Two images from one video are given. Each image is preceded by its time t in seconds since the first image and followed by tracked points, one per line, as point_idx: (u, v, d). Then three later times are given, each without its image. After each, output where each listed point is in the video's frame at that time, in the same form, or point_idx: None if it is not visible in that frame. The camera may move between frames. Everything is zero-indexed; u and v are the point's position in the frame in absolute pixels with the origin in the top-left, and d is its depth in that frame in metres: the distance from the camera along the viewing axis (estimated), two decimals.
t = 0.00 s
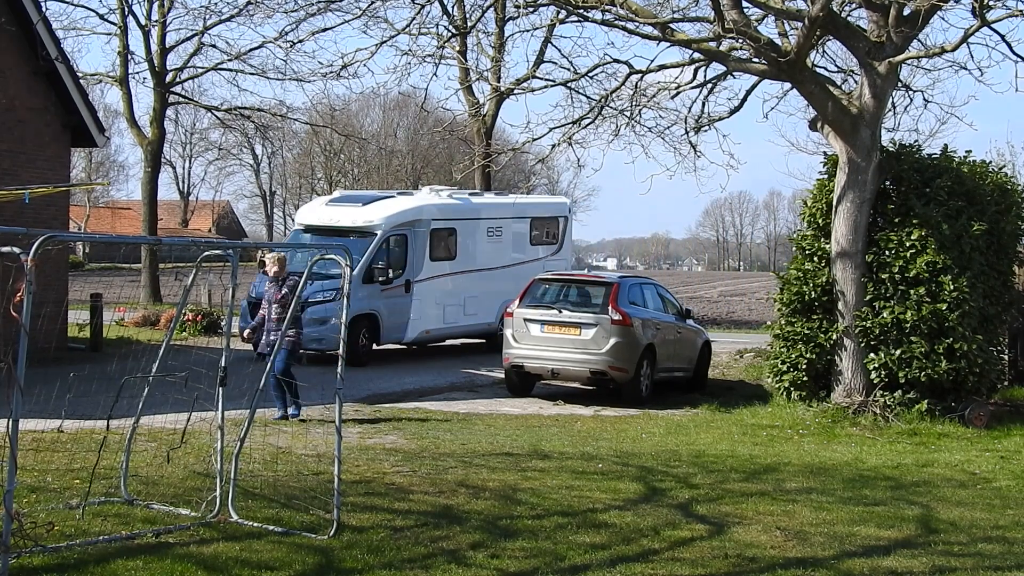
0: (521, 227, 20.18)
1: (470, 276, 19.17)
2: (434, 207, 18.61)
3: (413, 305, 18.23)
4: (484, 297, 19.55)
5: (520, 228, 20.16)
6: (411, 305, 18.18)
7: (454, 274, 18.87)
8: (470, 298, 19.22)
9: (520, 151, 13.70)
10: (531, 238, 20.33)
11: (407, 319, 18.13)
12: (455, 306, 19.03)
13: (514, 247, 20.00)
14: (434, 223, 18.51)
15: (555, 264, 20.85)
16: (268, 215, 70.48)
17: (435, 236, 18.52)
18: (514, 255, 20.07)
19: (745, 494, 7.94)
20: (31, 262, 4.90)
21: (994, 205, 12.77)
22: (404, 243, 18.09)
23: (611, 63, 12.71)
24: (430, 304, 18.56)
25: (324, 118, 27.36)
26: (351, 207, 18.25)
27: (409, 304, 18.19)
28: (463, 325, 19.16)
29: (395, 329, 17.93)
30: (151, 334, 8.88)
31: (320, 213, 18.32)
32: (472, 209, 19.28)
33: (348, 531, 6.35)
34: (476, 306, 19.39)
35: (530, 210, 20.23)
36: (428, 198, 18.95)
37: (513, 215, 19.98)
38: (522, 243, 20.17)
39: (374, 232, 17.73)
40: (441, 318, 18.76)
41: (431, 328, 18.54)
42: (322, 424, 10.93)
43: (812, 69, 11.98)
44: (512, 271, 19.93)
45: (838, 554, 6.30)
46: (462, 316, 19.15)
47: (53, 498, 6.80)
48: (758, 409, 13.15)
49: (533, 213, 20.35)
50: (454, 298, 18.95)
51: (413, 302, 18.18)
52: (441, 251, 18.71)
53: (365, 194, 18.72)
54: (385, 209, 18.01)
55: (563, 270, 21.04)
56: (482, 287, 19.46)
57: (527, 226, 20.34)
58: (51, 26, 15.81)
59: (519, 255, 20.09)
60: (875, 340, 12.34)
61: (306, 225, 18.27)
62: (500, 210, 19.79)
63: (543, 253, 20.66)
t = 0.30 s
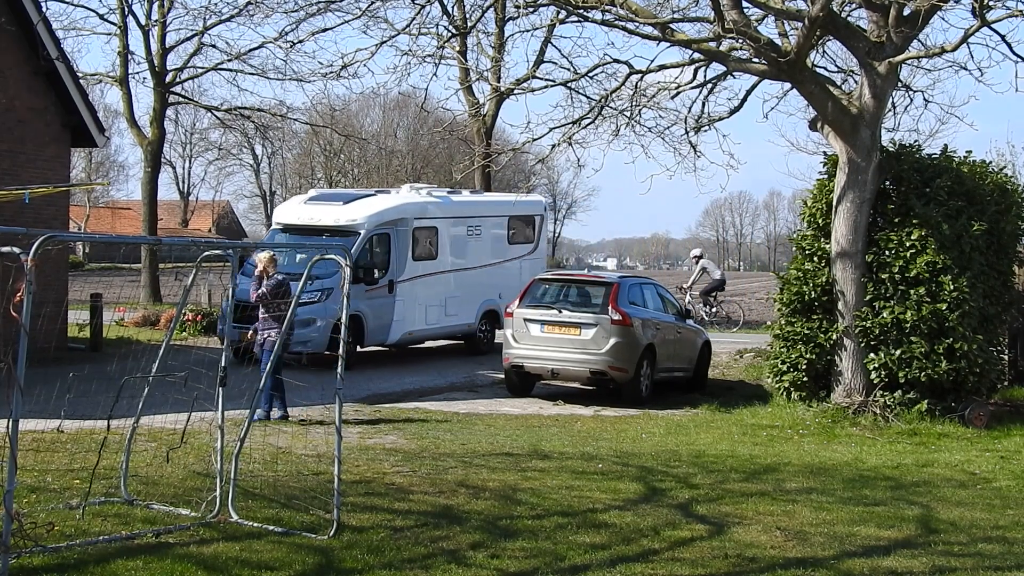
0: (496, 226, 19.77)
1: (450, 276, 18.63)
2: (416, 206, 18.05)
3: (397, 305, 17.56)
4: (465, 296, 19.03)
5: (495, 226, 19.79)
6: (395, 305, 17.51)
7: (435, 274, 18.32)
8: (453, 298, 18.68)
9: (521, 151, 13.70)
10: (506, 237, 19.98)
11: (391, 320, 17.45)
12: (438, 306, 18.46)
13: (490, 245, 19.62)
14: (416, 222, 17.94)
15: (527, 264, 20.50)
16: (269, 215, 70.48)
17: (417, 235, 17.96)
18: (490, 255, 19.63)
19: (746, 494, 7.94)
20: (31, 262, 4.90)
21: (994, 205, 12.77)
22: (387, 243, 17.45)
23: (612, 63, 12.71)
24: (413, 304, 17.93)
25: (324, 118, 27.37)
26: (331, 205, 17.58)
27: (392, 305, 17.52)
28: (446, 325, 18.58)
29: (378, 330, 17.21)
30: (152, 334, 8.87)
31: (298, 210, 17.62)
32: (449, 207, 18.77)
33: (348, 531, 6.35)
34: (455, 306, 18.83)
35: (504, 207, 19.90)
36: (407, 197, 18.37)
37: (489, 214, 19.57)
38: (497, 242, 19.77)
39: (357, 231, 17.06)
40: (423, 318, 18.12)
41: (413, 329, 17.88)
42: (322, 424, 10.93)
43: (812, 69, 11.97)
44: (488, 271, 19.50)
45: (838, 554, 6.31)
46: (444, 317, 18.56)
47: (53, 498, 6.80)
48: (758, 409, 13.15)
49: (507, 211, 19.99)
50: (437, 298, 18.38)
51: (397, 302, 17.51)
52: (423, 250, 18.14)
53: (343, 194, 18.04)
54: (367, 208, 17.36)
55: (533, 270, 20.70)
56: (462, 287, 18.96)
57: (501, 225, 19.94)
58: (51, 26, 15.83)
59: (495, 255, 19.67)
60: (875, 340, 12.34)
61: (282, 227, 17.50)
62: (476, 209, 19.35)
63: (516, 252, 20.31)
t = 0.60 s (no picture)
0: (479, 226, 19.13)
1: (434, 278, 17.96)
2: (403, 204, 17.38)
3: (383, 309, 16.85)
4: (449, 299, 18.38)
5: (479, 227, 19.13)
6: (382, 308, 16.80)
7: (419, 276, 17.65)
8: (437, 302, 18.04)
9: (521, 151, 13.70)
10: (489, 238, 19.35)
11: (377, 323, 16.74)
12: (422, 310, 17.81)
13: (474, 247, 18.98)
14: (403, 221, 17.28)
15: (508, 265, 19.88)
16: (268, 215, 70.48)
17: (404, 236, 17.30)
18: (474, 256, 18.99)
19: (746, 494, 7.94)
20: (31, 262, 4.90)
21: (994, 205, 12.77)
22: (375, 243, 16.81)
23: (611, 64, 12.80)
24: (399, 307, 17.24)
25: (324, 118, 27.38)
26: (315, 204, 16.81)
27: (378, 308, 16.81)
28: (429, 329, 17.92)
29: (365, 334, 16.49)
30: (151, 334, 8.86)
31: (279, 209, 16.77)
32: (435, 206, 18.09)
33: (348, 531, 6.35)
34: (439, 309, 18.17)
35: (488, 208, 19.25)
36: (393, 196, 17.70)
37: (473, 214, 18.92)
38: (480, 243, 19.12)
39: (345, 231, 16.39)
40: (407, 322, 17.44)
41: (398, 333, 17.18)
42: (322, 424, 10.93)
43: (812, 69, 11.97)
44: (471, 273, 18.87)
45: (838, 554, 6.31)
46: (428, 320, 17.90)
47: (54, 498, 6.81)
48: (758, 409, 13.15)
49: (490, 211, 19.37)
50: (422, 301, 17.73)
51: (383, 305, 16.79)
52: (409, 251, 17.47)
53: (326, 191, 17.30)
54: (353, 207, 16.68)
55: (514, 272, 20.10)
56: (447, 290, 18.30)
57: (485, 225, 19.30)
58: (51, 26, 15.83)
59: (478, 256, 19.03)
60: (875, 340, 12.34)
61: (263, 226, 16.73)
62: (461, 208, 18.69)
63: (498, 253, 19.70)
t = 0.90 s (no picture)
0: (462, 225, 18.54)
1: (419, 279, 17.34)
2: (390, 204, 16.77)
3: (370, 311, 16.18)
4: (433, 301, 17.78)
5: (461, 226, 18.52)
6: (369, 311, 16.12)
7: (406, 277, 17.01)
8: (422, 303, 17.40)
9: (521, 151, 13.70)
10: (471, 237, 18.77)
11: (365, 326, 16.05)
12: (407, 311, 17.15)
13: (457, 247, 18.37)
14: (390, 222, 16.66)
15: (488, 265, 19.33)
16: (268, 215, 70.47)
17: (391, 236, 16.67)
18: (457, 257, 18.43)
19: (746, 494, 7.94)
20: (31, 262, 4.90)
21: (994, 205, 12.77)
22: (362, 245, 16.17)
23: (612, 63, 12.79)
24: (386, 309, 16.58)
25: (324, 117, 27.38)
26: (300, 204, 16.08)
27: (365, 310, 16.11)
28: (414, 331, 17.30)
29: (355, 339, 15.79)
30: (152, 334, 8.87)
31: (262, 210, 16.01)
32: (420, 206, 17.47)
33: (349, 531, 6.35)
34: (424, 311, 17.55)
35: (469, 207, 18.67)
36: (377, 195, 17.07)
37: (456, 213, 18.33)
38: (463, 243, 18.54)
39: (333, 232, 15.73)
40: (394, 324, 16.78)
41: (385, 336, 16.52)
42: (322, 424, 10.94)
43: (812, 69, 11.97)
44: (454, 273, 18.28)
45: (838, 554, 6.31)
46: (413, 323, 17.27)
47: (54, 498, 6.80)
48: (758, 409, 13.15)
49: (473, 210, 18.80)
50: (407, 303, 17.08)
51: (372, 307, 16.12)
52: (396, 252, 16.84)
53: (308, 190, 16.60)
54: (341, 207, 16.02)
55: (494, 272, 19.55)
56: (432, 291, 17.67)
57: (467, 224, 18.72)
58: (51, 25, 15.83)
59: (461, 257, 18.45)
60: (875, 340, 12.34)
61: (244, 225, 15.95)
62: (445, 208, 18.09)
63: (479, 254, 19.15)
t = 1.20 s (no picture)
0: (446, 225, 18.26)
1: (405, 280, 17.02)
2: (380, 204, 16.40)
3: (359, 313, 15.79)
4: (418, 303, 17.49)
5: (445, 227, 18.24)
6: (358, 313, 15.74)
7: (393, 278, 16.67)
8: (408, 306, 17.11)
9: (521, 151, 13.70)
10: (454, 238, 18.52)
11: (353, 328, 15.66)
12: (393, 314, 16.82)
13: (442, 247, 18.11)
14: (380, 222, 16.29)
15: (470, 266, 19.08)
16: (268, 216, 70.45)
17: (381, 237, 16.31)
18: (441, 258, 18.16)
19: (746, 494, 7.94)
20: (31, 262, 4.90)
21: (994, 205, 12.76)
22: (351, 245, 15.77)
23: (612, 63, 12.79)
24: (374, 312, 16.22)
25: (324, 117, 27.38)
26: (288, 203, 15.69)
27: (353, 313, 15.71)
28: (400, 334, 16.99)
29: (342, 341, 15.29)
30: (152, 334, 8.86)
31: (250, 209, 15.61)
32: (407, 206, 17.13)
33: (348, 531, 6.35)
34: (409, 313, 17.24)
35: (454, 206, 18.38)
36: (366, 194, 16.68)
37: (441, 213, 18.04)
38: (446, 244, 18.26)
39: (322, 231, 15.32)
40: (381, 327, 16.44)
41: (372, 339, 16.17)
42: (321, 425, 10.94)
43: (813, 69, 11.97)
44: (438, 274, 18.01)
45: (838, 554, 6.31)
46: (399, 325, 16.96)
47: (54, 498, 6.80)
48: (758, 409, 13.15)
49: (457, 210, 18.52)
50: (394, 305, 16.77)
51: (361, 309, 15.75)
52: (385, 253, 16.48)
53: (297, 189, 16.19)
54: (331, 205, 15.61)
55: (474, 273, 19.31)
56: (418, 293, 17.38)
57: (450, 224, 18.43)
58: (51, 25, 15.84)
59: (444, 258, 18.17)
60: (875, 340, 12.34)
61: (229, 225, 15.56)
62: (430, 208, 17.77)
63: (462, 254, 18.89)
